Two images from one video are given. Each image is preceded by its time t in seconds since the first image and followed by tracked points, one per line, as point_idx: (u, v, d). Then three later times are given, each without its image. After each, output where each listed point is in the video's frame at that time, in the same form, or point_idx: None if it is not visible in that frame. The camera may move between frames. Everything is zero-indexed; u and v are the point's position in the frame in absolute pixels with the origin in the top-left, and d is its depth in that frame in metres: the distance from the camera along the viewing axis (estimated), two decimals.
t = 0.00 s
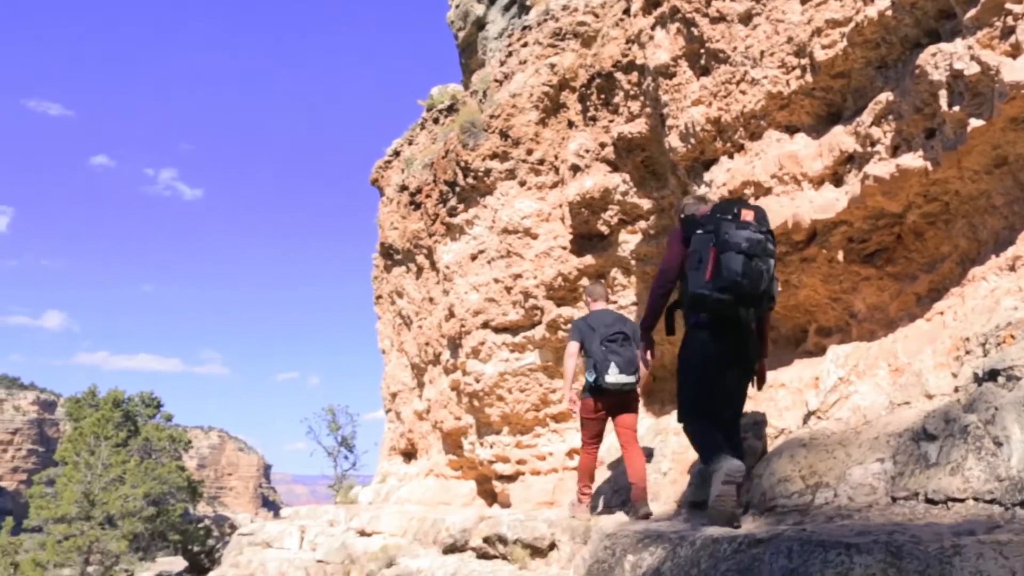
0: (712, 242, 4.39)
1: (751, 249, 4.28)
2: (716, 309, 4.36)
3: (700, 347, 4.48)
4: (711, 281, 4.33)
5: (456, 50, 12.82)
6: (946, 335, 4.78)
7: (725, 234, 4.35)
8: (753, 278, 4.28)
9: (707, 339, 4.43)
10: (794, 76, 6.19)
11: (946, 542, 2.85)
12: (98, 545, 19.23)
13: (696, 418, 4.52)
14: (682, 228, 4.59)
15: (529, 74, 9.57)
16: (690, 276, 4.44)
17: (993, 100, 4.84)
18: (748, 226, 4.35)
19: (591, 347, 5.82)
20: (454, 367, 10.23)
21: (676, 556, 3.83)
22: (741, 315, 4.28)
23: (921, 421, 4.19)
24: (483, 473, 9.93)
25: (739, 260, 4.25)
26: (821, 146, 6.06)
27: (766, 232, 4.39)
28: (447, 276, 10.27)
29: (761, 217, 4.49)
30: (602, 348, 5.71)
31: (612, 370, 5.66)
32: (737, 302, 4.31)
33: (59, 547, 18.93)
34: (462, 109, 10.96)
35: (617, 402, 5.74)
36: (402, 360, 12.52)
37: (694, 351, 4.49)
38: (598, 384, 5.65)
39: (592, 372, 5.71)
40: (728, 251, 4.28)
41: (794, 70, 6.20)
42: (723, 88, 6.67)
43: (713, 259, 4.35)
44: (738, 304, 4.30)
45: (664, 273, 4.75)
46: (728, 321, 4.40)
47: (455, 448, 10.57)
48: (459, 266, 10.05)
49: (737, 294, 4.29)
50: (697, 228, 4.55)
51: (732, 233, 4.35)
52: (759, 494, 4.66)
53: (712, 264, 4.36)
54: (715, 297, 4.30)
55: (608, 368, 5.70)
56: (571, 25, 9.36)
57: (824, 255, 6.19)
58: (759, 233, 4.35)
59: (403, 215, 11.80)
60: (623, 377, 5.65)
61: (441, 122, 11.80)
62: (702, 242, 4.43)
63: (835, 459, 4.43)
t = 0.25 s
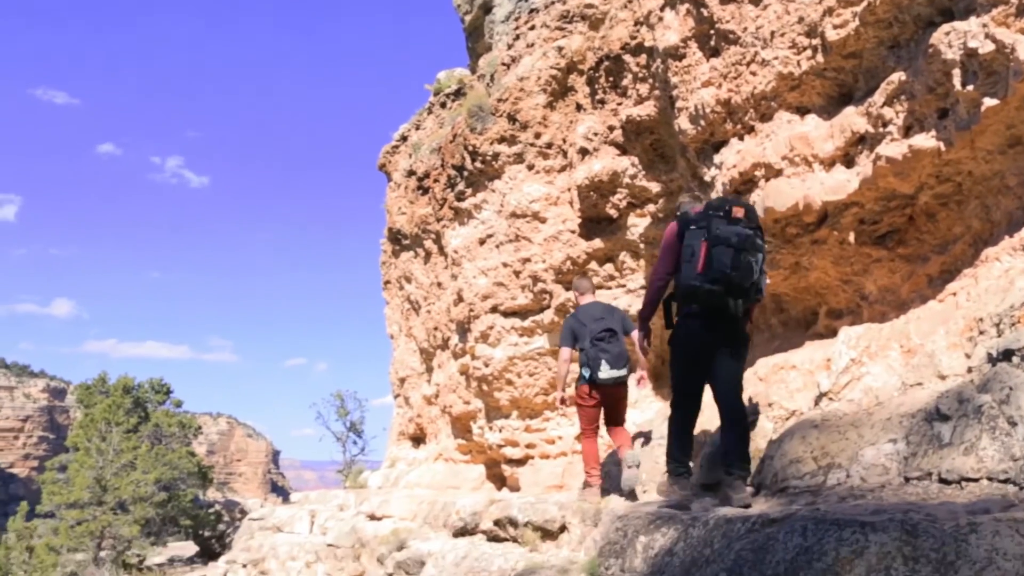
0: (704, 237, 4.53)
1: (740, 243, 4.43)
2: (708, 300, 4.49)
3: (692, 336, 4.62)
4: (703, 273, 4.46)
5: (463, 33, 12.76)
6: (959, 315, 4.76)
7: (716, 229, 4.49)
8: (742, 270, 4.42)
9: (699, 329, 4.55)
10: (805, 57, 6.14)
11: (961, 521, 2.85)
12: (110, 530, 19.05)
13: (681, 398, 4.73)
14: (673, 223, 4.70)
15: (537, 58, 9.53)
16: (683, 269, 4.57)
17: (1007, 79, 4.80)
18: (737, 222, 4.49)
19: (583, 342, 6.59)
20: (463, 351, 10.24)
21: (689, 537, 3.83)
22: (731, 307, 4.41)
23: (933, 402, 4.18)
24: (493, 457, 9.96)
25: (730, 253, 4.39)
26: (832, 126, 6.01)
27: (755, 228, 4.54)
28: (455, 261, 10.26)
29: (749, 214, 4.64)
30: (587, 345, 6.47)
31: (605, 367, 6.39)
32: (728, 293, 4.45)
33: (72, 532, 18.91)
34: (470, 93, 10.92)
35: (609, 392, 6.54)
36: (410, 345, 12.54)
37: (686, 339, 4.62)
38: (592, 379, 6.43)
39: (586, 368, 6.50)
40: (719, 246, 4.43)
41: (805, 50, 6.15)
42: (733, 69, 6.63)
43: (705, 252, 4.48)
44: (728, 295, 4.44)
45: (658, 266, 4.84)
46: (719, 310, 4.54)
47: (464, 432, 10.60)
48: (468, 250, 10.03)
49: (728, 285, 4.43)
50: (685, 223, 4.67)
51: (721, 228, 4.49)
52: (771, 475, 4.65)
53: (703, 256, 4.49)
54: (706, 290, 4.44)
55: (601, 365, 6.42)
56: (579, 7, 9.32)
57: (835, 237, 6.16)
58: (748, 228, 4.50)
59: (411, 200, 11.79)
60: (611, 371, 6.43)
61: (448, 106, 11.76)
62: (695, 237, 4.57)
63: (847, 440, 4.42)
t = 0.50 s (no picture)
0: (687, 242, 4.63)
1: (718, 247, 4.50)
2: (692, 303, 4.63)
3: (683, 335, 4.78)
4: (685, 278, 4.59)
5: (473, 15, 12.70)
6: (977, 293, 4.73)
7: (696, 234, 4.58)
8: (720, 274, 4.51)
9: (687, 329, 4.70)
10: (821, 34, 6.08)
11: (983, 496, 2.83)
12: (127, 513, 19.21)
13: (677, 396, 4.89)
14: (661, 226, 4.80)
15: (548, 39, 9.47)
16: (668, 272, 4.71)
17: None
18: (716, 226, 4.55)
19: (585, 327, 6.73)
20: (476, 334, 10.25)
21: (707, 515, 3.83)
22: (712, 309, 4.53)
23: (952, 379, 4.16)
24: (506, 439, 9.98)
25: (707, 260, 4.49)
26: (848, 105, 5.95)
27: (735, 230, 4.57)
28: (467, 244, 10.25)
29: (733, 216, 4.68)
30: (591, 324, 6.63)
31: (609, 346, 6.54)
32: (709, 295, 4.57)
33: (90, 516, 19.05)
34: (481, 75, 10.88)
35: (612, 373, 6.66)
36: (423, 328, 12.56)
37: (676, 338, 4.78)
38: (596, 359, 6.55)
39: (589, 349, 6.63)
40: (697, 252, 4.53)
41: (821, 27, 6.09)
42: (747, 47, 6.57)
43: (685, 258, 4.59)
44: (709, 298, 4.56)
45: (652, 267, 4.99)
46: (704, 310, 4.67)
47: (477, 415, 10.62)
48: (480, 233, 10.02)
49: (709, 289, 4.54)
50: (672, 227, 4.77)
51: (701, 233, 4.57)
52: (787, 454, 4.63)
53: (685, 262, 4.60)
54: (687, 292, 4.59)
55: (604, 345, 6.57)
56: None
57: (851, 216, 6.11)
58: (728, 230, 4.55)
59: (422, 183, 11.77)
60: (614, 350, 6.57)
61: (459, 88, 11.73)
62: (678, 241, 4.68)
63: (865, 419, 4.40)
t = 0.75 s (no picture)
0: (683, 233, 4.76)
1: (715, 235, 4.65)
2: (691, 290, 4.73)
3: (684, 324, 4.86)
4: (684, 265, 4.71)
5: None
6: (997, 274, 4.69)
7: (693, 224, 4.72)
8: (717, 261, 4.65)
9: (687, 316, 4.79)
10: (838, 14, 6.00)
11: (1006, 476, 2.81)
12: (146, 499, 19.39)
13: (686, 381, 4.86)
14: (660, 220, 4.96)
15: (561, 23, 9.42)
16: (667, 264, 4.82)
17: None
18: (713, 215, 4.72)
19: (591, 317, 6.75)
20: (490, 320, 10.25)
21: (725, 497, 3.82)
22: (711, 294, 4.64)
23: (973, 361, 4.13)
24: (521, 425, 10.00)
25: (704, 246, 4.63)
26: (865, 86, 5.89)
27: (730, 219, 4.73)
28: (481, 229, 10.24)
29: (726, 208, 4.85)
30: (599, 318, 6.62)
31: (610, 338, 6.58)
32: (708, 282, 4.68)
33: (109, 501, 19.22)
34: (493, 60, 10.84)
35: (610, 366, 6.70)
36: (437, 315, 12.57)
37: (677, 327, 4.85)
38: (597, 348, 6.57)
39: (592, 339, 6.68)
40: (694, 241, 4.66)
41: (838, 7, 6.02)
42: (763, 28, 6.50)
43: (684, 246, 4.72)
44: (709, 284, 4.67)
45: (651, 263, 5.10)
46: (704, 299, 4.78)
47: (491, 401, 10.64)
48: (494, 219, 10.00)
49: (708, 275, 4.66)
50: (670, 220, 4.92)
51: (698, 223, 4.72)
52: (805, 437, 4.61)
53: (684, 250, 4.73)
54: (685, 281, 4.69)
55: (606, 336, 6.60)
56: None
57: (867, 198, 6.06)
58: (724, 219, 4.72)
59: (435, 169, 11.75)
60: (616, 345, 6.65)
61: (472, 74, 11.69)
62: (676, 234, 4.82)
63: (883, 401, 4.38)
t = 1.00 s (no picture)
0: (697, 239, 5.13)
1: (726, 244, 4.99)
2: (702, 293, 5.08)
3: (694, 323, 5.21)
4: (695, 270, 5.07)
5: None
6: None
7: (706, 233, 5.07)
8: (726, 268, 4.99)
9: (697, 317, 5.14)
10: None
11: None
12: (169, 483, 19.60)
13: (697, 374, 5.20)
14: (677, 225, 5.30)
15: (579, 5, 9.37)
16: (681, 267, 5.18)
17: None
18: (725, 225, 5.06)
19: (600, 304, 6.80)
20: (509, 304, 10.24)
21: (749, 478, 3.80)
22: (720, 298, 4.98)
23: (1000, 340, 4.08)
24: (541, 409, 10.01)
25: (715, 253, 4.98)
26: (889, 64, 5.80)
27: (741, 230, 5.07)
28: (500, 214, 10.22)
29: (740, 218, 5.19)
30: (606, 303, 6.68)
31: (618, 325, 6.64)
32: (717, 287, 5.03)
33: (134, 486, 19.46)
34: (510, 44, 10.79)
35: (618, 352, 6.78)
36: (456, 300, 12.58)
37: (687, 326, 5.21)
38: (605, 336, 6.64)
39: (601, 323, 6.72)
40: (706, 248, 5.02)
41: None
42: (784, 7, 6.41)
43: (697, 253, 5.06)
44: (718, 289, 5.02)
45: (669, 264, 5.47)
46: (713, 301, 5.13)
47: (511, 385, 10.65)
48: (512, 203, 9.98)
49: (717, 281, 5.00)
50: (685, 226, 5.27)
51: (711, 232, 5.06)
52: (829, 418, 4.57)
53: (696, 256, 5.09)
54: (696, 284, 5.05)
55: (614, 323, 6.67)
56: None
57: (891, 178, 5.99)
58: (735, 230, 5.05)
59: (453, 154, 11.73)
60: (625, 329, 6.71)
61: (489, 58, 11.65)
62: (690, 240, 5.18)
63: (908, 382, 4.34)
